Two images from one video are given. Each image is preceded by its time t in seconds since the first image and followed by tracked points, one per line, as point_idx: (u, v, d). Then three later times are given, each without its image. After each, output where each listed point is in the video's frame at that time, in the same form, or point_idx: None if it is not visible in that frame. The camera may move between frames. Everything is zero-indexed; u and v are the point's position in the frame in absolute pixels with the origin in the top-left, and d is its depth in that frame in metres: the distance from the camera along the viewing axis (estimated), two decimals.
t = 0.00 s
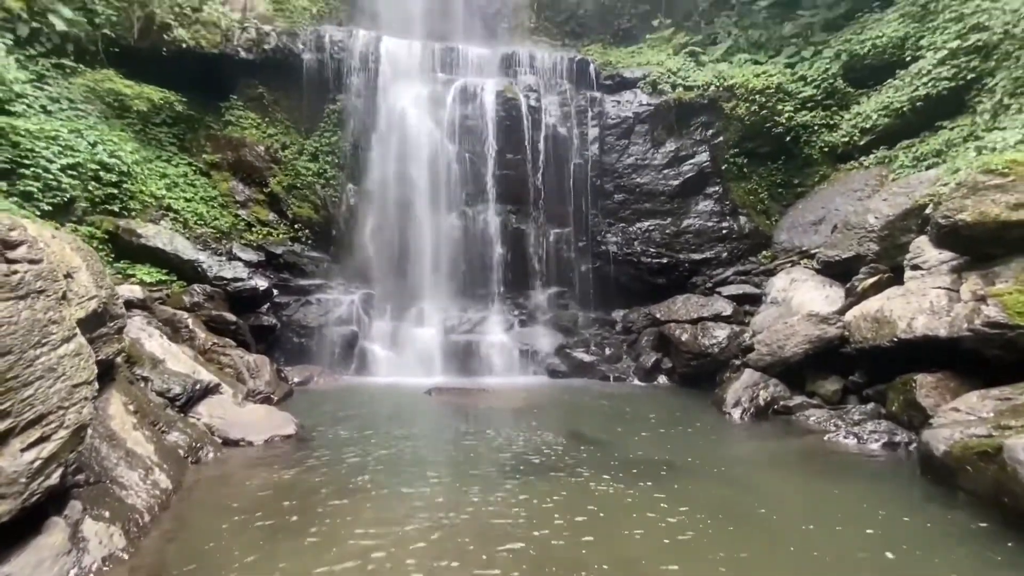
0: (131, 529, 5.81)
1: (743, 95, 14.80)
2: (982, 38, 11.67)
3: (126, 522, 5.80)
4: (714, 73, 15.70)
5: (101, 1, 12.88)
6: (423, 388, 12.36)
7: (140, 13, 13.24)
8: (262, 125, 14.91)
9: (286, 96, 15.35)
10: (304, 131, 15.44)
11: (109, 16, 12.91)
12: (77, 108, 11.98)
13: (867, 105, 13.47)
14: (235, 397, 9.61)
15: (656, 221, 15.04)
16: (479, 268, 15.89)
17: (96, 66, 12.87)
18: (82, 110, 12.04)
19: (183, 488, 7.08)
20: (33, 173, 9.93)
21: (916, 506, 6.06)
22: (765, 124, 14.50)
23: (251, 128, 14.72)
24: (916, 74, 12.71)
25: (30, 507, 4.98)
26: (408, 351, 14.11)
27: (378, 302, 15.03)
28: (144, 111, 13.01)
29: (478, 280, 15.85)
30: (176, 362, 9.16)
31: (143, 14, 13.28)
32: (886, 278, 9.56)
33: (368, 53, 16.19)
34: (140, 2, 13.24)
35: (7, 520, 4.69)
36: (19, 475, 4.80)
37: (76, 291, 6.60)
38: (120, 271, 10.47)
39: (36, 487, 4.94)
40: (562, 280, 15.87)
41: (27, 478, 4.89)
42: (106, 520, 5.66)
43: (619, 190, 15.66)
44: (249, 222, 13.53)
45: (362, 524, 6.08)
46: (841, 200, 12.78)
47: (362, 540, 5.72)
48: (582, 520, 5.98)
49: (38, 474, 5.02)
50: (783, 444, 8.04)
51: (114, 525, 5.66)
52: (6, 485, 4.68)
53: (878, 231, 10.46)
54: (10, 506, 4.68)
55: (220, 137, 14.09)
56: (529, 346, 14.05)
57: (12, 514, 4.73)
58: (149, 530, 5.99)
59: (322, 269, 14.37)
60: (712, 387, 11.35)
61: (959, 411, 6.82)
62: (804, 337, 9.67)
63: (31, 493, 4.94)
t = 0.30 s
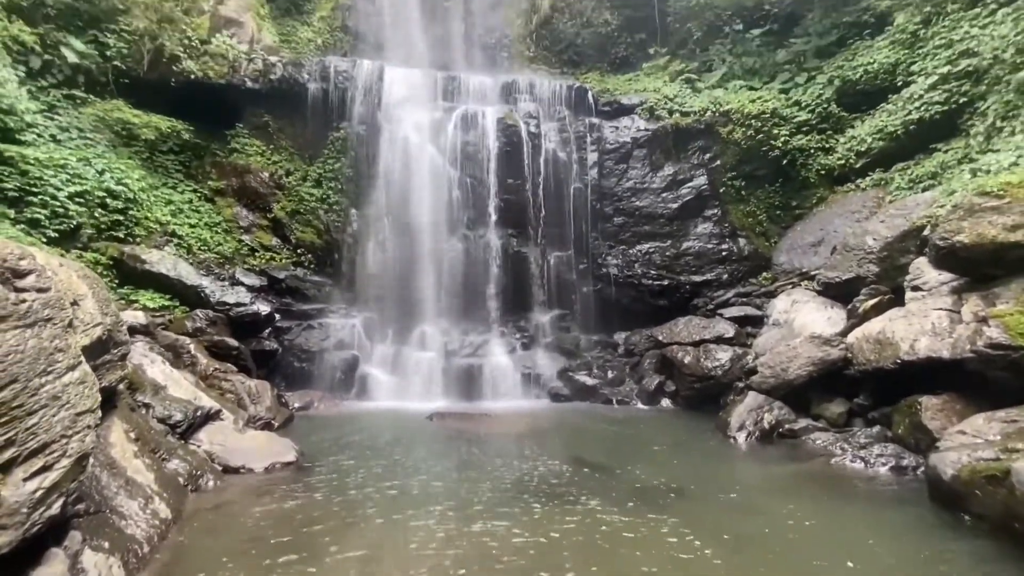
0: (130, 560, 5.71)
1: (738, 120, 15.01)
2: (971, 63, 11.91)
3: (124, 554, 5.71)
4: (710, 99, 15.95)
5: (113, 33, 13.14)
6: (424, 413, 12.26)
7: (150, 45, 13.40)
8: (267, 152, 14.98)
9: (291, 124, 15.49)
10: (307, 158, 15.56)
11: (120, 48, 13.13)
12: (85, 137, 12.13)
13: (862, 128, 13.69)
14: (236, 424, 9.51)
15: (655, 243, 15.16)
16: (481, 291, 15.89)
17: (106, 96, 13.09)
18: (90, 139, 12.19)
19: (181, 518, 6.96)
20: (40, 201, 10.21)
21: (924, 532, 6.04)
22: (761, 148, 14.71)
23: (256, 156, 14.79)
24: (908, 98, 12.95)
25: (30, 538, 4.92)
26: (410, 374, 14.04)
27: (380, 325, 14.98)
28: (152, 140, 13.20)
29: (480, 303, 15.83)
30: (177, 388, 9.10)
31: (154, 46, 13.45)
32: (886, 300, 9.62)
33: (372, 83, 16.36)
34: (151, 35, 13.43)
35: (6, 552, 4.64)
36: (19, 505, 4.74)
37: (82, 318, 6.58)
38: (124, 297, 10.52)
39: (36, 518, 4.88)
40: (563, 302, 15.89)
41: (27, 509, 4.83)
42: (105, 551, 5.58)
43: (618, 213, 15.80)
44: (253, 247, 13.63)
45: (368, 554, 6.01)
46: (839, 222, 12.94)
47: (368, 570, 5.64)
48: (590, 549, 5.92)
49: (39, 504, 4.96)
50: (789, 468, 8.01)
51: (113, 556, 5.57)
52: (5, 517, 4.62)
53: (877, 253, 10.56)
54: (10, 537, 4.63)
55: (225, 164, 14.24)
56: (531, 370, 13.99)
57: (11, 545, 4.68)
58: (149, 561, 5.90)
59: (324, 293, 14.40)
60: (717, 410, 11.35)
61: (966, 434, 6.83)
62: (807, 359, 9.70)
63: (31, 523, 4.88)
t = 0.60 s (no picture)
0: None
1: (735, 143, 15.22)
2: (963, 86, 12.11)
3: None
4: (707, 123, 16.18)
5: (123, 65, 13.30)
6: (426, 438, 12.14)
7: (159, 75, 13.52)
8: (272, 177, 15.06)
9: (296, 150, 15.55)
10: (311, 183, 15.63)
11: (129, 79, 13.27)
12: (93, 165, 12.32)
13: (858, 149, 13.85)
14: (237, 450, 9.39)
15: (656, 264, 15.22)
16: (483, 313, 15.86)
17: (114, 125, 13.22)
18: (98, 166, 12.38)
19: (181, 546, 6.84)
20: (46, 228, 10.56)
21: (936, 557, 5.98)
22: (758, 170, 14.89)
23: (261, 182, 14.85)
24: (902, 121, 13.14)
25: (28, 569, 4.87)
26: (410, 397, 13.89)
27: (382, 348, 14.91)
28: (158, 166, 13.34)
29: (482, 325, 15.82)
30: (178, 415, 8.99)
31: (163, 76, 13.57)
32: (888, 321, 9.65)
33: (375, 110, 16.54)
34: (159, 65, 13.54)
35: None
36: (19, 536, 4.69)
37: (87, 345, 6.55)
38: (127, 321, 10.74)
39: (36, 549, 4.82)
40: (565, 324, 15.89)
41: (27, 539, 4.78)
42: None
43: (619, 235, 15.86)
44: (256, 271, 13.79)
45: None
46: (838, 242, 13.08)
47: None
48: None
49: (39, 534, 4.91)
50: (796, 492, 7.98)
51: None
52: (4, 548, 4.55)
53: (878, 273, 10.62)
54: (9, 568, 4.58)
55: (230, 189, 14.38)
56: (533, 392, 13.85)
57: None
58: None
59: (326, 316, 14.40)
60: (722, 432, 11.32)
61: (974, 457, 6.81)
62: (810, 381, 9.70)
63: (31, 554, 4.82)
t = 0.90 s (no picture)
0: None
1: (734, 163, 15.34)
2: (957, 106, 12.27)
3: None
4: (705, 144, 16.31)
5: (132, 92, 13.42)
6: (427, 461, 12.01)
7: (166, 102, 13.60)
8: (275, 202, 15.14)
9: (299, 173, 15.59)
10: (314, 206, 15.66)
11: (138, 106, 13.39)
12: (99, 190, 12.37)
13: (855, 168, 13.97)
14: (237, 474, 9.25)
15: (658, 283, 15.23)
16: (485, 333, 15.78)
17: (122, 151, 13.27)
18: (105, 191, 12.44)
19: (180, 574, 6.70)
20: (52, 252, 10.67)
21: None
22: (757, 190, 14.99)
23: (265, 206, 14.95)
24: (898, 140, 13.26)
25: None
26: (412, 420, 13.77)
27: (384, 370, 14.77)
28: (163, 191, 13.39)
29: (483, 345, 15.71)
30: (178, 439, 8.89)
31: (170, 103, 13.65)
32: (892, 339, 9.66)
33: (378, 133, 16.64)
34: (167, 93, 13.62)
35: None
36: (19, 564, 4.58)
37: (90, 370, 6.49)
38: (129, 345, 10.69)
39: None
40: (568, 344, 15.82)
41: (27, 567, 4.67)
42: None
43: (619, 254, 15.94)
44: (258, 293, 13.81)
45: None
46: (838, 260, 13.14)
47: None
48: None
49: (38, 562, 4.81)
50: (805, 514, 7.91)
51: None
52: None
53: (879, 291, 10.65)
54: None
55: (234, 213, 14.42)
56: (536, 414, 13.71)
57: None
58: None
59: (327, 338, 14.36)
60: (727, 452, 11.27)
61: (984, 477, 6.76)
62: (815, 401, 9.65)
63: None
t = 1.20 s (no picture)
0: None
1: (733, 180, 15.42)
2: (955, 122, 12.39)
3: None
4: (705, 161, 16.42)
5: (140, 116, 13.48)
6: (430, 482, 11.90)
7: (173, 124, 13.67)
8: (279, 221, 15.16)
9: (303, 193, 15.61)
10: (317, 225, 15.67)
11: (145, 128, 13.45)
12: (106, 211, 12.45)
13: (855, 184, 14.03)
14: (238, 496, 9.13)
15: (660, 300, 15.31)
16: (488, 352, 15.69)
17: (128, 172, 13.34)
18: (111, 212, 12.52)
19: None
20: (57, 272, 10.69)
21: None
22: (758, 206, 15.02)
23: (269, 225, 14.98)
24: (897, 156, 13.35)
25: None
26: (415, 440, 13.66)
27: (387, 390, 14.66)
28: (168, 212, 13.45)
29: (486, 364, 15.61)
30: (179, 460, 8.80)
31: (177, 125, 13.72)
32: (898, 354, 9.61)
33: (382, 150, 16.54)
34: (175, 115, 13.72)
35: None
36: None
37: (93, 391, 6.43)
38: (131, 365, 10.62)
39: None
40: (571, 361, 15.72)
41: None
42: None
43: (621, 271, 16.09)
44: (261, 312, 13.81)
45: None
46: (841, 275, 13.15)
47: None
48: None
49: None
50: (814, 534, 7.80)
51: None
52: None
53: (883, 306, 10.64)
54: None
55: (238, 232, 14.47)
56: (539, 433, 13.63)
57: None
58: None
59: (330, 357, 14.30)
60: (734, 471, 11.19)
61: (995, 495, 6.68)
62: (822, 418, 9.59)
63: None
